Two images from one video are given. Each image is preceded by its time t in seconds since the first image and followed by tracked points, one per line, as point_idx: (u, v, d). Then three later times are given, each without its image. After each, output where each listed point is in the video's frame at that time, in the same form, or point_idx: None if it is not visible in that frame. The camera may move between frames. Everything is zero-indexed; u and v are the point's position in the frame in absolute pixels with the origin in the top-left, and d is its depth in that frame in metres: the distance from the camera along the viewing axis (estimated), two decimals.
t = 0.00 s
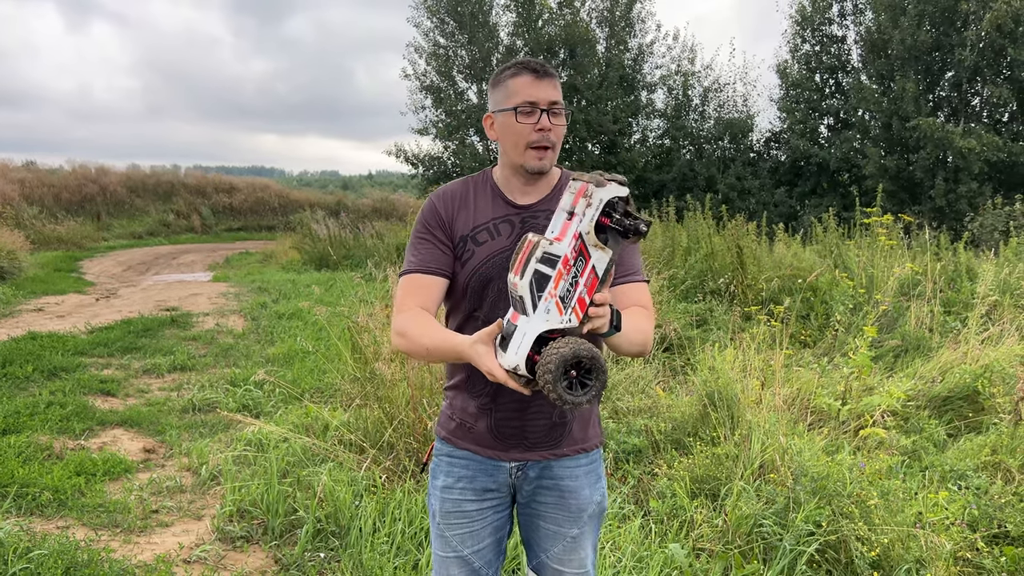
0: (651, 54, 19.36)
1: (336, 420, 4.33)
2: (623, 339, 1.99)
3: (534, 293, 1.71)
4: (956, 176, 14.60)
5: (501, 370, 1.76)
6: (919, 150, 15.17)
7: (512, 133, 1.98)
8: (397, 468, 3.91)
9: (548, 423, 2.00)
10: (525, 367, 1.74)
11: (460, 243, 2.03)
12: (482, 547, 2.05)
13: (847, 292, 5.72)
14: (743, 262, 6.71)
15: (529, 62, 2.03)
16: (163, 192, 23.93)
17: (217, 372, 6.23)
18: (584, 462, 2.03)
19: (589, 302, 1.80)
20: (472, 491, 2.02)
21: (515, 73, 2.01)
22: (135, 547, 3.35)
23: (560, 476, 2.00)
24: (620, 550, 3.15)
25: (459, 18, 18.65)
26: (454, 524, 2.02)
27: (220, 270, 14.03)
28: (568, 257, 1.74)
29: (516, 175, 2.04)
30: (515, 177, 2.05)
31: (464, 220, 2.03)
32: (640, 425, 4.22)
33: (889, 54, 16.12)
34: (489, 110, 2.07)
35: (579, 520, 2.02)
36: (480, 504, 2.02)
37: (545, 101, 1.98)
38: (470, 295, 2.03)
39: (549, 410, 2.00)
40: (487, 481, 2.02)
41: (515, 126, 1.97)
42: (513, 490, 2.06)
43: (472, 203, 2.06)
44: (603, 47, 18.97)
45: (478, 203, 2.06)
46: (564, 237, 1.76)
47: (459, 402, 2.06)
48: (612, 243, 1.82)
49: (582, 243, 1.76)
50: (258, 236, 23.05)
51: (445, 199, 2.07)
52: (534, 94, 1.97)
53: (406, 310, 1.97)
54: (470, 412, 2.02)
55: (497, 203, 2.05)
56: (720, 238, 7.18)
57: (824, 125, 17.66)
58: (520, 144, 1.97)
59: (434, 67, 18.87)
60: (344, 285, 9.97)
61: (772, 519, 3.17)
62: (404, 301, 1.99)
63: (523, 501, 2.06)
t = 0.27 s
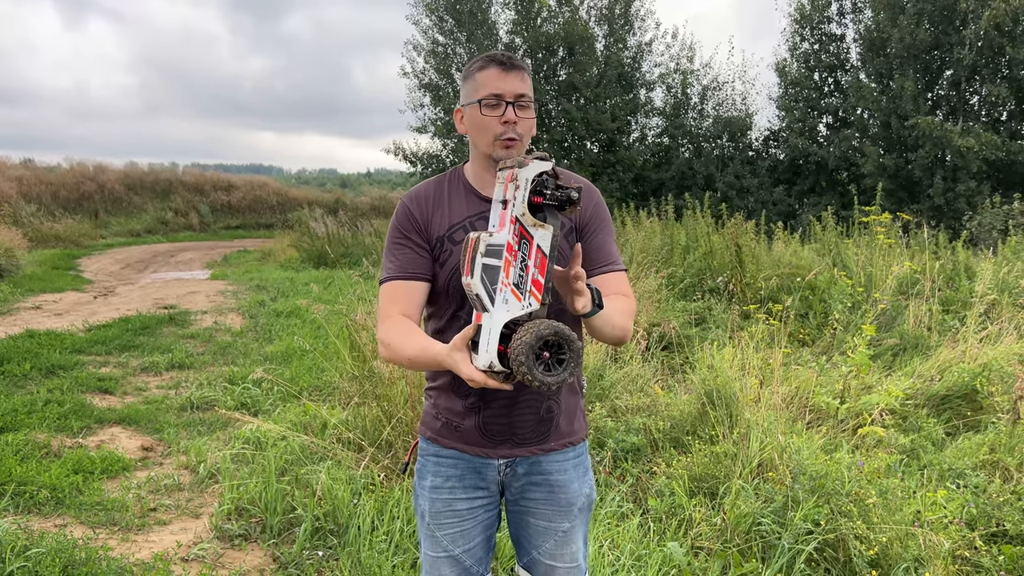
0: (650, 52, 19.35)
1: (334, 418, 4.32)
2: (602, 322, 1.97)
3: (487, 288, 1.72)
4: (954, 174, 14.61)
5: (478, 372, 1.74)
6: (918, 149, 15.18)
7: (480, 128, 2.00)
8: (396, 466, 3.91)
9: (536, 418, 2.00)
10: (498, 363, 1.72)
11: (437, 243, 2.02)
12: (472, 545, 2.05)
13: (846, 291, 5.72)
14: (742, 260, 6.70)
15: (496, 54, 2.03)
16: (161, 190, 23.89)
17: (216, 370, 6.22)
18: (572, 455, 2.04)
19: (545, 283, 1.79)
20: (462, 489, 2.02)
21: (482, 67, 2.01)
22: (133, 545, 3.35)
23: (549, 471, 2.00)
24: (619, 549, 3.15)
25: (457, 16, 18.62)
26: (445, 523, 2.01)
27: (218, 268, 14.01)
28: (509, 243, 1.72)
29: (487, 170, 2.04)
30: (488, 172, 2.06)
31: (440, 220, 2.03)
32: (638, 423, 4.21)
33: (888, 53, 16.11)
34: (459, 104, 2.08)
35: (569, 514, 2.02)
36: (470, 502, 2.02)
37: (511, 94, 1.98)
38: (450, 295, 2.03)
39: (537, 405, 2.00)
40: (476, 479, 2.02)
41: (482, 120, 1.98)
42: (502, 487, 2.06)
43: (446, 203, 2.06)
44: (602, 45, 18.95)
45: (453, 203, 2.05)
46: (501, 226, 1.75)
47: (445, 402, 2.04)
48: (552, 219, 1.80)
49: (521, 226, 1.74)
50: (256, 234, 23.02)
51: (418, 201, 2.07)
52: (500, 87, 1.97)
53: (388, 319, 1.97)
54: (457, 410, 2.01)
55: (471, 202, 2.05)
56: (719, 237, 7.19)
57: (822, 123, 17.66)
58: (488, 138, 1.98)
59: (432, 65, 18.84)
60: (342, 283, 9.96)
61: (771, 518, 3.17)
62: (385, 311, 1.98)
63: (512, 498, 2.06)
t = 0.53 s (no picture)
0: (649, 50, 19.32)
1: (334, 416, 4.32)
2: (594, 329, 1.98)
3: (501, 271, 1.72)
4: (953, 173, 14.62)
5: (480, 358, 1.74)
6: (917, 147, 15.18)
7: (467, 128, 1.98)
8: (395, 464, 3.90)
9: (527, 416, 1.99)
10: (499, 347, 1.71)
11: (428, 239, 2.01)
12: (466, 542, 2.05)
13: (845, 289, 5.71)
14: (741, 259, 6.69)
15: (481, 52, 2.01)
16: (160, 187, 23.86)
17: (215, 367, 6.22)
18: (563, 452, 2.04)
19: (557, 275, 1.81)
20: (454, 486, 2.02)
21: (467, 66, 1.99)
22: (133, 543, 3.34)
23: (540, 468, 2.00)
24: (619, 547, 3.16)
25: (457, 14, 18.60)
26: (438, 521, 2.01)
27: (218, 265, 14.00)
28: (529, 230, 1.75)
29: (477, 168, 2.05)
30: (477, 170, 2.06)
31: (431, 216, 2.02)
32: (637, 421, 4.21)
33: (887, 51, 16.11)
34: (447, 103, 2.07)
35: (562, 510, 2.01)
36: (463, 499, 2.02)
37: (498, 93, 1.97)
38: (441, 291, 2.02)
39: (527, 403, 2.00)
40: (468, 476, 2.02)
41: (469, 120, 1.97)
42: (495, 484, 2.06)
43: (437, 199, 2.05)
44: (602, 43, 18.93)
45: (444, 199, 2.05)
46: (522, 213, 1.77)
47: (435, 400, 2.04)
48: (572, 215, 1.84)
49: (542, 216, 1.78)
50: (255, 232, 23.01)
51: (408, 196, 2.05)
52: (487, 86, 1.96)
53: (376, 311, 1.94)
54: (447, 408, 2.01)
55: (462, 198, 2.05)
56: (719, 235, 7.19)
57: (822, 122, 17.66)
58: (475, 138, 1.97)
59: (431, 62, 18.82)
60: (341, 281, 9.95)
61: (771, 516, 3.17)
62: (373, 303, 1.96)
63: (505, 495, 2.06)
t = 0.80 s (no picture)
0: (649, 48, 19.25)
1: (334, 414, 4.32)
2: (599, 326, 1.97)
3: (538, 241, 1.72)
4: (953, 172, 14.63)
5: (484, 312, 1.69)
6: (916, 146, 15.18)
7: (471, 132, 1.98)
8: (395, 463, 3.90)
9: (523, 415, 1.99)
10: (516, 312, 1.68)
11: (430, 232, 2.01)
12: (464, 539, 2.05)
13: (845, 288, 5.71)
14: (741, 257, 6.69)
15: (485, 54, 1.98)
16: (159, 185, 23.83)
17: (215, 365, 6.22)
18: (560, 450, 2.03)
19: (588, 260, 1.84)
20: (452, 483, 2.02)
21: (470, 69, 1.97)
22: (133, 541, 3.34)
23: (537, 466, 2.00)
24: (619, 545, 3.16)
25: (456, 12, 18.57)
26: (436, 518, 2.02)
27: (217, 263, 13.99)
28: (577, 210, 1.78)
29: (481, 168, 2.05)
30: (481, 168, 2.06)
31: (434, 209, 2.02)
32: (637, 420, 4.21)
33: (887, 50, 16.10)
34: (450, 104, 2.05)
35: (559, 508, 2.01)
36: (460, 496, 2.03)
37: (502, 99, 1.95)
38: (440, 284, 2.02)
39: (524, 401, 2.00)
40: (465, 473, 2.03)
41: (473, 125, 1.96)
42: (492, 482, 2.06)
43: (441, 193, 2.04)
44: (601, 41, 18.90)
45: (448, 193, 2.05)
46: (574, 193, 1.80)
47: (432, 397, 2.03)
48: (619, 208, 1.88)
49: (593, 200, 1.81)
50: (254, 230, 22.99)
51: (413, 187, 2.05)
52: (491, 92, 1.94)
53: (373, 290, 1.91)
54: (444, 406, 2.00)
55: (466, 194, 2.04)
56: (719, 234, 7.19)
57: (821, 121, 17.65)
58: (479, 143, 1.97)
59: (431, 60, 18.79)
60: (341, 279, 9.95)
61: (771, 515, 3.17)
62: (371, 282, 1.92)
63: (502, 493, 2.06)
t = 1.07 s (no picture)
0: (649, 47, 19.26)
1: (334, 413, 4.32)
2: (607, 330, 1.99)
3: (580, 234, 1.84)
4: (952, 171, 14.63)
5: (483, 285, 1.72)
6: (916, 145, 15.17)
7: (479, 133, 1.97)
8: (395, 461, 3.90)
9: (524, 414, 1.99)
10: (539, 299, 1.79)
11: (436, 229, 2.01)
12: (466, 535, 2.06)
13: (845, 287, 5.71)
14: (741, 256, 6.69)
15: (493, 55, 1.99)
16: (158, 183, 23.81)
17: (214, 364, 6.21)
18: (561, 450, 2.03)
19: (619, 268, 1.94)
20: (454, 481, 2.03)
21: (477, 70, 1.97)
22: (133, 539, 3.34)
23: (538, 465, 2.00)
24: (619, 544, 3.16)
25: (456, 11, 18.55)
26: (437, 514, 2.03)
27: (217, 262, 13.99)
28: (624, 218, 1.88)
29: (489, 167, 2.04)
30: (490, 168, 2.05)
31: (441, 207, 2.02)
32: (637, 419, 4.20)
33: (887, 49, 16.08)
34: (458, 105, 2.06)
35: (560, 508, 2.01)
36: (462, 493, 2.04)
37: (509, 99, 1.95)
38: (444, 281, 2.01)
39: (526, 401, 1.99)
40: (466, 471, 2.03)
41: (481, 126, 1.96)
42: (493, 480, 2.06)
43: (449, 190, 2.04)
44: (601, 40, 18.88)
45: (456, 190, 2.04)
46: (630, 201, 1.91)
47: (433, 394, 2.03)
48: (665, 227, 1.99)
49: (643, 213, 1.93)
50: (254, 229, 22.98)
51: (422, 183, 2.05)
52: (498, 93, 1.95)
53: (374, 277, 1.90)
54: (445, 404, 2.00)
55: (474, 192, 2.04)
56: (719, 232, 7.19)
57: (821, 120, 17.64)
58: (486, 143, 1.97)
59: (431, 59, 18.77)
60: (341, 278, 9.95)
61: (771, 514, 3.17)
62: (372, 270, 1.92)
63: (503, 491, 2.06)
